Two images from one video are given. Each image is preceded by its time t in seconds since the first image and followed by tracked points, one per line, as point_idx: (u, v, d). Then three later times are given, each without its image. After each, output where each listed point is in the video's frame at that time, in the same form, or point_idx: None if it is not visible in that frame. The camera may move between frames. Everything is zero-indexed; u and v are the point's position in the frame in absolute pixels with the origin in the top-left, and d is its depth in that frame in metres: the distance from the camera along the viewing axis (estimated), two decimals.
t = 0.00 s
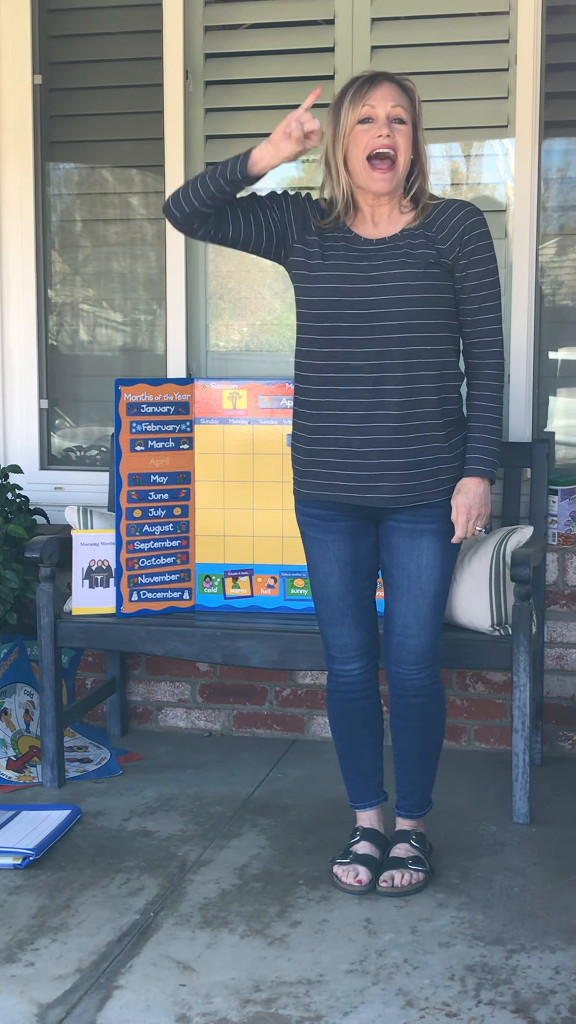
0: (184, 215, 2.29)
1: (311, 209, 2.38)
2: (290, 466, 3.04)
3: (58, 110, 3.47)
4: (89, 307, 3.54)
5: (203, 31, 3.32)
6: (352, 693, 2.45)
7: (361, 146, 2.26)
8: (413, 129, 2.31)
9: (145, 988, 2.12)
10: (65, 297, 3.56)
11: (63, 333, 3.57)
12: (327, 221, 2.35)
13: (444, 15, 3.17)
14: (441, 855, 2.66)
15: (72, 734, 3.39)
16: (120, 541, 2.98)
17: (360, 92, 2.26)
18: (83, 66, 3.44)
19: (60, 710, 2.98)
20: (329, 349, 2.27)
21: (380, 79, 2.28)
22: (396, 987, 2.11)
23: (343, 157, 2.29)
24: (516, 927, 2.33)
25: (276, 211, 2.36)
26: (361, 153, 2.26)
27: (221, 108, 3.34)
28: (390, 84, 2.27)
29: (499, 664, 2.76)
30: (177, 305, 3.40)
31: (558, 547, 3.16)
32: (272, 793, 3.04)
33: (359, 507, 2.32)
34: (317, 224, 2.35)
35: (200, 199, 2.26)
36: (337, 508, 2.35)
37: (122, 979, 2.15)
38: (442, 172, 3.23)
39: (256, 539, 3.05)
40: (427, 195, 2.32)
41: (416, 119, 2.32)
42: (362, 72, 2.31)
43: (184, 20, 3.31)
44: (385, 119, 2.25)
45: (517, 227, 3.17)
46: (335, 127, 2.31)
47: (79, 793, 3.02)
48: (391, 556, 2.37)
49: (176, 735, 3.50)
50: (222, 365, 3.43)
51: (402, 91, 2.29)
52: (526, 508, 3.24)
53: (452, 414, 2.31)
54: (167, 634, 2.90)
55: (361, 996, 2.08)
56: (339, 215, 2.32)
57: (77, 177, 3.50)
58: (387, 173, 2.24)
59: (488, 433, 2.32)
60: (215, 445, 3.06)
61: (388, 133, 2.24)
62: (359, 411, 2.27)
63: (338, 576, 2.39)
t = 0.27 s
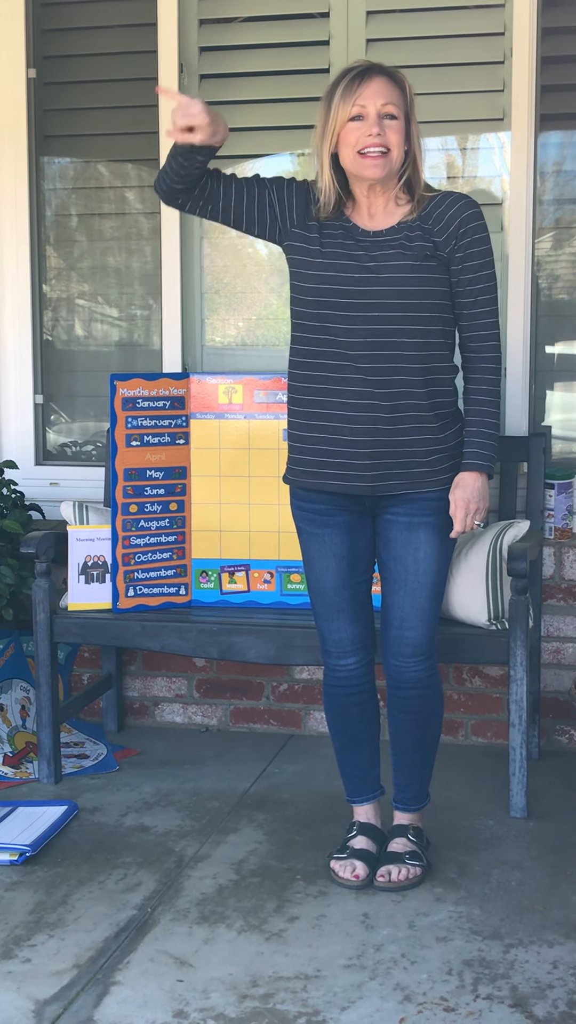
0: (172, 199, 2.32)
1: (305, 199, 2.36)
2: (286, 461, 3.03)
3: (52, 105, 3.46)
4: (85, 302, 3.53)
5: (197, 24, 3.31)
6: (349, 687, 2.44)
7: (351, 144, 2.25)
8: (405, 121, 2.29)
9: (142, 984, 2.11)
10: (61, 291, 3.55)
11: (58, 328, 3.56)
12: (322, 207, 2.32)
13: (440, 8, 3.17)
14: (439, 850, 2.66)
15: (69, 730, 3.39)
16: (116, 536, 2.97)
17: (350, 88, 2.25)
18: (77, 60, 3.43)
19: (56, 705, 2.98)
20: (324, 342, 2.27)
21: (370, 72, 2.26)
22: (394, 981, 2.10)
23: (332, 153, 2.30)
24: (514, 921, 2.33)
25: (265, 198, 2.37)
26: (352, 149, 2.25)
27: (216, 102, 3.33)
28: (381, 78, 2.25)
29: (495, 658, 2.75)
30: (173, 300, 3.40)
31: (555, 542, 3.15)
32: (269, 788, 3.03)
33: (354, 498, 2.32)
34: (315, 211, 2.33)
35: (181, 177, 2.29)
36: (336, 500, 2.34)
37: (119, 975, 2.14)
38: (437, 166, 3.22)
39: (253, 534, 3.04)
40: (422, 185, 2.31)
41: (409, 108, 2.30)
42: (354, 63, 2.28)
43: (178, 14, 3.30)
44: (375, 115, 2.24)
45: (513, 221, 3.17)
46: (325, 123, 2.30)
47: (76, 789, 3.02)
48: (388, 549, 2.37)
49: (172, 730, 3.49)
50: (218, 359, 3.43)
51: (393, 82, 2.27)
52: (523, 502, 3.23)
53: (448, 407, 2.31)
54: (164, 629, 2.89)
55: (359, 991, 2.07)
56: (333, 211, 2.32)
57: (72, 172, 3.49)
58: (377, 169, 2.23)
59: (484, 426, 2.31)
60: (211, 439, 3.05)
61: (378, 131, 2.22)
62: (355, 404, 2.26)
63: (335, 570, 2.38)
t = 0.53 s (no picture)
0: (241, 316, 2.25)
1: (300, 205, 2.36)
2: (285, 456, 3.03)
3: (51, 99, 3.46)
4: (84, 296, 3.53)
5: (196, 18, 3.31)
6: (347, 682, 2.44)
7: (345, 141, 2.24)
8: (399, 119, 2.30)
9: (141, 978, 2.11)
10: (60, 286, 3.55)
11: (57, 322, 3.56)
12: (317, 209, 2.34)
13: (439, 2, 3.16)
14: (437, 844, 2.66)
15: (68, 725, 3.39)
16: (115, 531, 2.97)
17: (345, 85, 2.24)
18: (76, 54, 3.42)
19: (55, 701, 2.98)
20: (323, 336, 2.27)
21: (366, 70, 2.26)
22: (392, 975, 2.11)
23: (326, 149, 2.30)
24: (512, 915, 2.33)
25: (275, 230, 2.32)
26: (345, 146, 2.25)
27: (215, 96, 3.32)
28: (376, 75, 2.25)
29: (493, 652, 2.75)
30: (172, 295, 3.39)
31: (553, 536, 3.16)
32: (268, 782, 3.03)
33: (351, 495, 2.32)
34: (308, 214, 2.34)
35: (238, 287, 2.22)
36: (329, 497, 2.35)
37: (118, 969, 2.15)
38: (437, 161, 3.22)
39: (251, 528, 3.05)
40: (414, 184, 2.32)
41: (403, 108, 2.31)
42: (349, 60, 2.28)
43: (177, 8, 3.30)
44: (369, 113, 2.23)
45: (512, 216, 3.16)
46: (319, 118, 2.29)
47: (75, 783, 3.02)
48: (385, 544, 2.37)
49: (171, 725, 3.49)
50: (216, 354, 3.42)
51: (388, 81, 2.27)
52: (521, 497, 3.23)
53: (446, 401, 2.31)
54: (163, 624, 2.89)
55: (357, 985, 2.08)
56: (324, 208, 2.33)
57: (71, 167, 3.49)
58: (369, 166, 2.23)
59: (482, 421, 2.31)
60: (210, 434, 3.06)
61: (370, 130, 2.22)
62: (354, 399, 2.26)
63: (332, 564, 2.38)
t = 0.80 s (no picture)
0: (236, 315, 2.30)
1: (299, 202, 2.36)
2: (287, 452, 3.03)
3: (53, 95, 3.46)
4: (86, 292, 3.53)
5: (199, 13, 3.31)
6: (349, 677, 2.44)
7: (347, 136, 2.25)
8: (402, 114, 2.29)
9: (142, 973, 2.12)
10: (62, 282, 3.55)
11: (60, 318, 3.56)
12: (317, 205, 2.34)
13: None
14: (438, 840, 2.67)
15: (69, 720, 3.39)
16: (117, 527, 2.98)
17: (348, 80, 2.24)
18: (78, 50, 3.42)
19: (56, 696, 2.98)
20: (325, 332, 2.27)
21: (368, 65, 2.25)
22: (392, 971, 2.11)
23: (328, 144, 2.29)
24: (512, 911, 2.33)
25: (271, 230, 2.34)
26: (347, 142, 2.25)
27: (218, 93, 3.32)
28: (379, 71, 2.25)
29: (495, 649, 2.75)
30: (174, 291, 3.39)
31: (555, 533, 3.16)
32: (269, 778, 3.04)
33: (357, 491, 2.32)
34: (309, 212, 2.34)
35: (232, 285, 2.26)
36: (337, 493, 2.34)
37: (119, 964, 2.15)
38: (439, 157, 3.22)
39: (252, 525, 3.04)
40: (418, 178, 2.31)
41: (406, 102, 2.30)
42: (352, 55, 2.28)
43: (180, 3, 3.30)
44: (372, 108, 2.23)
45: (514, 213, 3.16)
46: (322, 113, 2.29)
47: (77, 778, 3.02)
48: (389, 541, 2.37)
49: (173, 721, 3.50)
50: (219, 350, 3.42)
51: (391, 76, 2.26)
52: (523, 494, 3.23)
53: (448, 397, 2.31)
54: (164, 620, 2.89)
55: (357, 980, 2.08)
56: (326, 202, 2.33)
57: (74, 162, 3.48)
58: (372, 162, 2.23)
59: (484, 417, 2.31)
60: (212, 430, 3.06)
61: (374, 124, 2.22)
62: (356, 395, 2.26)
63: (337, 561, 2.38)
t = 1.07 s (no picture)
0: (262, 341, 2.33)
1: (298, 205, 2.36)
2: (289, 452, 3.04)
3: (55, 96, 3.46)
4: (89, 293, 3.53)
5: (201, 13, 3.31)
6: (350, 678, 2.44)
7: (347, 138, 2.25)
8: (403, 115, 2.29)
9: (144, 973, 2.12)
10: (65, 282, 3.55)
11: (63, 319, 3.56)
12: (318, 207, 2.34)
13: None
14: (440, 840, 2.67)
15: (72, 720, 3.40)
16: (119, 527, 2.98)
17: (349, 82, 2.24)
18: (80, 51, 3.42)
19: (59, 696, 2.98)
20: (327, 333, 2.27)
21: (369, 67, 2.26)
22: (395, 971, 2.11)
23: (329, 145, 2.29)
24: (515, 911, 2.33)
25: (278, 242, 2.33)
26: (348, 144, 2.25)
27: (219, 93, 3.32)
28: (380, 72, 2.25)
29: (497, 649, 2.75)
30: (176, 291, 3.40)
31: (557, 533, 3.16)
32: (272, 778, 3.04)
33: (359, 491, 2.32)
34: (310, 214, 2.34)
35: (255, 316, 2.29)
36: (337, 494, 2.35)
37: (122, 964, 2.15)
38: (442, 157, 3.22)
39: (255, 525, 3.05)
40: (419, 180, 2.32)
41: (407, 104, 2.30)
42: (353, 56, 2.28)
43: (182, 4, 3.30)
44: (373, 111, 2.23)
45: (517, 212, 3.16)
46: (323, 114, 2.29)
47: (80, 778, 3.03)
48: (391, 541, 2.37)
49: (176, 721, 3.50)
50: (221, 351, 3.43)
51: (392, 78, 2.27)
52: (525, 494, 3.23)
53: (451, 398, 2.31)
54: (167, 620, 2.90)
55: (360, 980, 2.08)
56: (327, 203, 2.33)
57: (76, 163, 3.49)
58: (372, 164, 2.23)
59: (487, 418, 2.31)
60: (214, 431, 3.06)
61: (375, 127, 2.22)
62: (358, 395, 2.26)
63: (339, 561, 2.38)
